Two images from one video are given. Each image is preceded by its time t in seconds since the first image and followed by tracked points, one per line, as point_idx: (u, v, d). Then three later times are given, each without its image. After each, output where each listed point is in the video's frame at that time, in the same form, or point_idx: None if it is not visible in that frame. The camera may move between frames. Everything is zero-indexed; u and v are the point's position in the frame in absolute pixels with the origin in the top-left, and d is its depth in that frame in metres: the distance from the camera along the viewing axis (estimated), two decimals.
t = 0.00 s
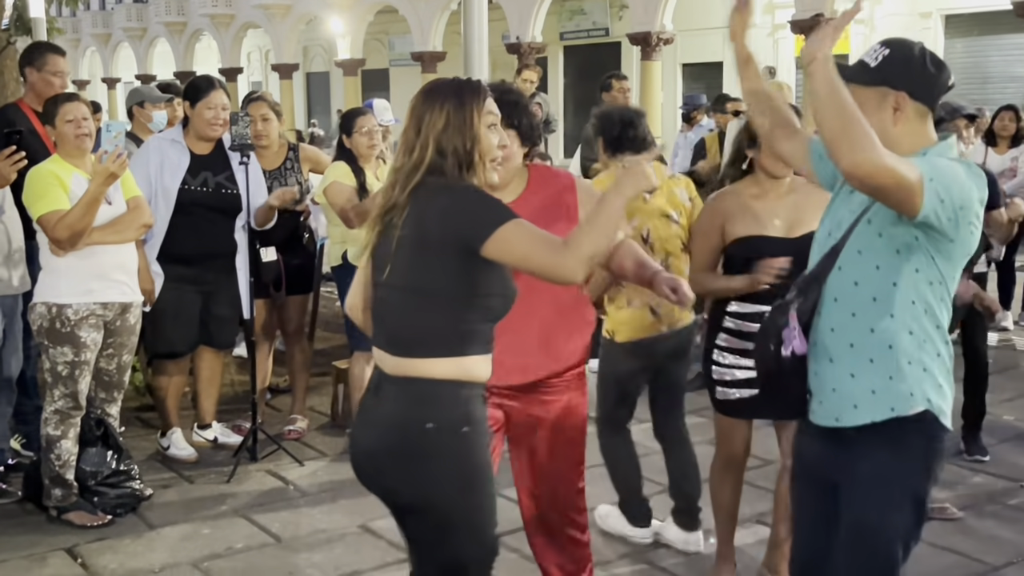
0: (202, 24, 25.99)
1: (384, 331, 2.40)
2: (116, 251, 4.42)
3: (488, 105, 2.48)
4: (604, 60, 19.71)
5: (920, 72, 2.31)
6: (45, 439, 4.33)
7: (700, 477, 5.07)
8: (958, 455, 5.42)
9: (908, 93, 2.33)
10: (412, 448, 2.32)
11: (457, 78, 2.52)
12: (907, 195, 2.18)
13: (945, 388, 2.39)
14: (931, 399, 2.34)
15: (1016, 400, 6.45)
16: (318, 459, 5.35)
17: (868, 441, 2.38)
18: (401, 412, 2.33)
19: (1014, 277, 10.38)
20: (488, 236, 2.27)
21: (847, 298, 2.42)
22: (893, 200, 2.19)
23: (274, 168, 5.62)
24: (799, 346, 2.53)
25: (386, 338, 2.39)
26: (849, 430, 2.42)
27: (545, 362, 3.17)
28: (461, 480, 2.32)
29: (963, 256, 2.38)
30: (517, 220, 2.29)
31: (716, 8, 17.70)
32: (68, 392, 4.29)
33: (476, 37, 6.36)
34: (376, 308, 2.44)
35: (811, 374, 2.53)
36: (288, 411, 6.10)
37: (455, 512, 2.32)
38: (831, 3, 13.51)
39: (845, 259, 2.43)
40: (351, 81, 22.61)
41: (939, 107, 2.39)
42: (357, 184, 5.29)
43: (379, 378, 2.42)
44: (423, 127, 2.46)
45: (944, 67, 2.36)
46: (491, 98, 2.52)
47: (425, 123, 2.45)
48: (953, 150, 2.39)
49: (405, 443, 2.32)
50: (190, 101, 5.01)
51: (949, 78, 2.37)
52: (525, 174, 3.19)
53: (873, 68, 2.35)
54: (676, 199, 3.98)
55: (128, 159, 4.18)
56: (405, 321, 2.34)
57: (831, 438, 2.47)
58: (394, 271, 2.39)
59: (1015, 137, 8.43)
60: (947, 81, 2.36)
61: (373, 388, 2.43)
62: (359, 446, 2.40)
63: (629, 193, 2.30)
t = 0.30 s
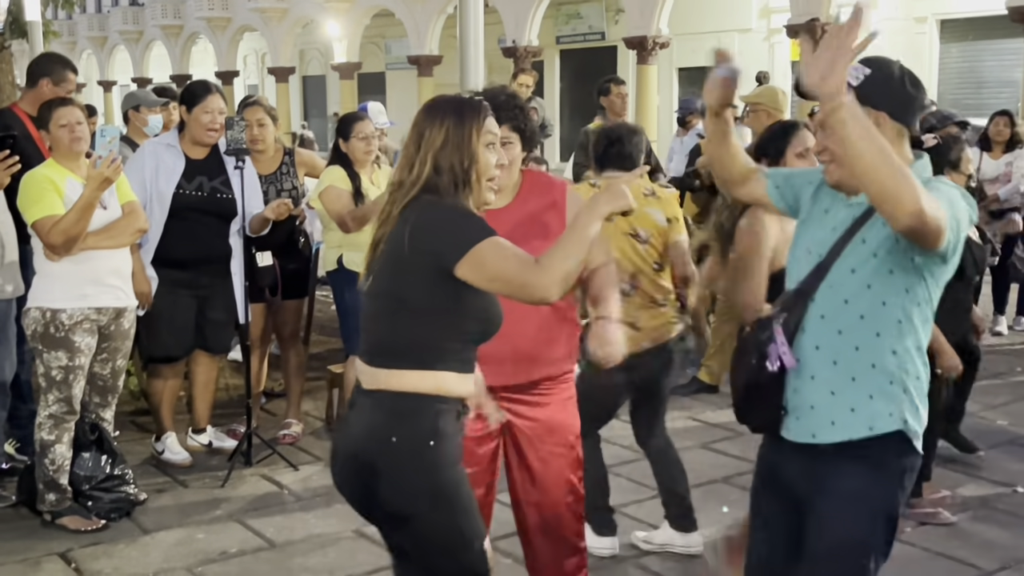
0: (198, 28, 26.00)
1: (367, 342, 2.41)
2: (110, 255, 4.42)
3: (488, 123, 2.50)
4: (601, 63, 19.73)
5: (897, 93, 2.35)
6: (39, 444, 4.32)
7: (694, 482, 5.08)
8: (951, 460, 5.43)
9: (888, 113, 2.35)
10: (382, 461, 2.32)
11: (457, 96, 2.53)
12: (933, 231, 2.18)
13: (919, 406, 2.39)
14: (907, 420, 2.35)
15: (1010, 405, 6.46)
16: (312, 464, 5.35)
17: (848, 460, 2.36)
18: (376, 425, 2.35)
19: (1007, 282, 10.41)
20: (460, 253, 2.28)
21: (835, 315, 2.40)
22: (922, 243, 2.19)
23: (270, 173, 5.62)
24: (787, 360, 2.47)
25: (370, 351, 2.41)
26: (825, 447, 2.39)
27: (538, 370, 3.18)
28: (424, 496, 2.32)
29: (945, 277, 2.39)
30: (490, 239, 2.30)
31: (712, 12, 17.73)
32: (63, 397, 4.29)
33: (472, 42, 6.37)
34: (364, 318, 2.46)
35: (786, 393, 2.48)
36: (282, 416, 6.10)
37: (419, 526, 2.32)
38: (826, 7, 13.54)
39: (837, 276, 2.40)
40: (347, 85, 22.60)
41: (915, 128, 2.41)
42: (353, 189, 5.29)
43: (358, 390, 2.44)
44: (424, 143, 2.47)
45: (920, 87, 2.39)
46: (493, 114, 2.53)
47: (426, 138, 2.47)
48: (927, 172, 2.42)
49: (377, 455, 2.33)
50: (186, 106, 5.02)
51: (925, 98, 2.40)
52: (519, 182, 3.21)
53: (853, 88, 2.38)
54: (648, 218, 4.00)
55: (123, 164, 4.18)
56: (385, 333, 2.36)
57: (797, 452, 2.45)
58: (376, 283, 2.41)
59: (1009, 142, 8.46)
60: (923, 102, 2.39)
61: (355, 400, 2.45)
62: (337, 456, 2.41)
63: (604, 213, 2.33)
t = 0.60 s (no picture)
0: (197, 28, 25.99)
1: (379, 339, 2.39)
2: (107, 257, 4.43)
3: (486, 116, 2.51)
4: (599, 65, 19.75)
5: (867, 88, 2.37)
6: (36, 445, 4.32)
7: (691, 483, 5.09)
8: (948, 463, 5.44)
9: (862, 109, 2.38)
10: (396, 458, 2.32)
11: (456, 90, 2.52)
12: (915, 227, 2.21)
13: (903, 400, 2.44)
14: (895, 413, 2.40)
15: (1007, 407, 6.47)
16: (310, 465, 5.35)
17: (844, 459, 2.37)
18: (388, 422, 2.34)
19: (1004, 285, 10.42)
20: (478, 248, 2.26)
21: (825, 310, 2.41)
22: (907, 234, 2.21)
23: (268, 174, 5.62)
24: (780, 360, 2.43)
25: (379, 349, 2.39)
26: (817, 445, 2.40)
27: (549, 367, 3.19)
28: (437, 491, 2.32)
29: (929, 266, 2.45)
30: (511, 235, 2.28)
31: (711, 13, 17.73)
32: (60, 399, 4.29)
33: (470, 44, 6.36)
34: (371, 315, 2.44)
35: (774, 390, 2.47)
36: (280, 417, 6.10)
37: (433, 523, 2.33)
38: (825, 9, 13.55)
39: (825, 272, 2.40)
40: (346, 86, 22.59)
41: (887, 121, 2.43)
42: (351, 192, 5.30)
43: (368, 388, 2.43)
44: (424, 138, 2.46)
45: (891, 83, 2.41)
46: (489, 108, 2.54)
47: (426, 134, 2.46)
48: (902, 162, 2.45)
49: (391, 453, 2.32)
50: (184, 107, 5.02)
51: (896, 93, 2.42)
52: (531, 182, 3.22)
53: (826, 83, 2.41)
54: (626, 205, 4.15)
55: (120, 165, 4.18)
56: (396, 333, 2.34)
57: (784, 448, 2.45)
58: (387, 281, 2.37)
59: (1007, 145, 8.47)
60: (894, 97, 2.41)
61: (361, 398, 2.44)
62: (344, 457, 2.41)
63: (604, 205, 2.34)
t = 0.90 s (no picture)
0: (199, 25, 26.00)
1: (386, 344, 2.29)
2: (106, 255, 4.43)
3: (490, 118, 2.47)
4: (600, 63, 19.75)
5: (837, 87, 2.38)
6: (35, 443, 4.33)
7: (690, 482, 5.08)
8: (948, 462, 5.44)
9: (830, 109, 2.39)
10: (421, 462, 2.23)
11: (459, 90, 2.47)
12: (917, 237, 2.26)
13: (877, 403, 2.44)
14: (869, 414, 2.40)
15: (1007, 407, 6.47)
16: (309, 463, 5.36)
17: (817, 459, 2.37)
18: (404, 426, 2.24)
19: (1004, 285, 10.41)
20: (493, 261, 2.24)
21: (801, 310, 2.39)
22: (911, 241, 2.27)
23: (267, 171, 5.63)
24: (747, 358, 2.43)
25: (382, 349, 2.30)
26: (792, 443, 2.40)
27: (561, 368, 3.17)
28: (460, 495, 2.23)
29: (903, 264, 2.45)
30: (518, 255, 2.28)
31: (713, 12, 17.72)
32: (59, 396, 4.30)
33: (471, 41, 6.36)
34: (370, 320, 2.33)
35: (746, 391, 2.47)
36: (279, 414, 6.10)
37: (456, 528, 2.24)
38: (826, 8, 13.54)
39: (801, 272, 2.39)
40: (348, 84, 22.58)
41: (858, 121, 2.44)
42: (350, 190, 5.31)
43: (374, 397, 2.30)
44: (431, 136, 2.41)
45: (863, 83, 2.41)
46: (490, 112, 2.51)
47: (434, 130, 2.41)
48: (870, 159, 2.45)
49: (415, 457, 2.23)
50: (183, 104, 5.01)
51: (868, 94, 2.42)
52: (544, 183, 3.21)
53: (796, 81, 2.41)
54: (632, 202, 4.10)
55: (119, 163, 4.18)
56: (402, 332, 2.26)
57: (758, 448, 2.45)
58: (400, 279, 2.27)
59: (1008, 144, 8.47)
60: (866, 97, 2.41)
61: (365, 405, 2.31)
62: (356, 467, 2.29)
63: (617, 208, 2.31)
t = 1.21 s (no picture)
0: (205, 19, 26.02)
1: (420, 344, 2.20)
2: (114, 247, 4.45)
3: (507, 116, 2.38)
4: (605, 58, 19.75)
5: (824, 89, 2.32)
6: (43, 434, 4.35)
7: (695, 475, 5.10)
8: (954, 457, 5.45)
9: (818, 108, 2.33)
10: (463, 464, 2.17)
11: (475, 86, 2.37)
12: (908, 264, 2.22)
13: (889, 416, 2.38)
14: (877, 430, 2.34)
15: (1013, 402, 6.47)
16: (316, 454, 5.38)
17: (815, 469, 2.35)
18: (441, 427, 2.18)
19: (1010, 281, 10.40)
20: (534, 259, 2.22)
21: (798, 319, 2.37)
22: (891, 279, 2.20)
23: (275, 163, 5.65)
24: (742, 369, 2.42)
25: (410, 349, 2.22)
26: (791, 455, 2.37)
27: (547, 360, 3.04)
28: (492, 496, 2.20)
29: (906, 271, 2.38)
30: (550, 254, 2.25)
31: (718, 6, 17.70)
32: (67, 387, 4.32)
33: (477, 34, 6.37)
34: (394, 318, 2.25)
35: (749, 399, 2.45)
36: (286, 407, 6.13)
37: (488, 529, 2.21)
38: (833, 2, 13.52)
39: (795, 281, 2.37)
40: (353, 78, 22.60)
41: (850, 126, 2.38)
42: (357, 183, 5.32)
43: (402, 396, 2.22)
44: (455, 131, 2.29)
45: (851, 84, 2.36)
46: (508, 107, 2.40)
47: (458, 125, 2.29)
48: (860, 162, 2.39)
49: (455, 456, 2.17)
50: (190, 96, 5.03)
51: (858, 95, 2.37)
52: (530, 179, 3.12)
53: (784, 84, 2.36)
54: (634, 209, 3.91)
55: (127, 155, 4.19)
56: (434, 331, 2.19)
57: (762, 459, 2.43)
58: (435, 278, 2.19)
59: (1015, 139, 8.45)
60: (856, 99, 2.35)
61: (393, 406, 2.23)
62: (391, 471, 2.22)
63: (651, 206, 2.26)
